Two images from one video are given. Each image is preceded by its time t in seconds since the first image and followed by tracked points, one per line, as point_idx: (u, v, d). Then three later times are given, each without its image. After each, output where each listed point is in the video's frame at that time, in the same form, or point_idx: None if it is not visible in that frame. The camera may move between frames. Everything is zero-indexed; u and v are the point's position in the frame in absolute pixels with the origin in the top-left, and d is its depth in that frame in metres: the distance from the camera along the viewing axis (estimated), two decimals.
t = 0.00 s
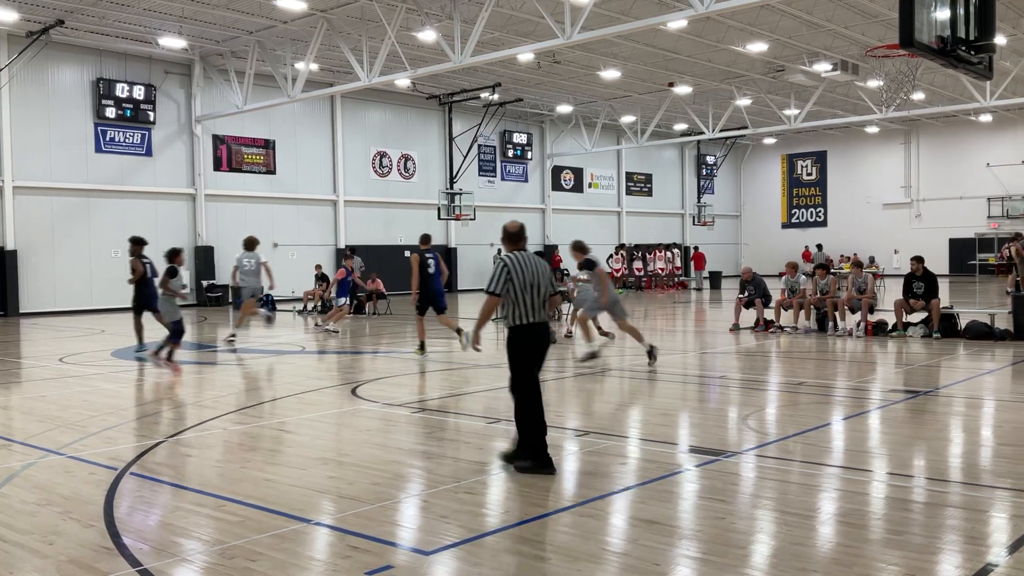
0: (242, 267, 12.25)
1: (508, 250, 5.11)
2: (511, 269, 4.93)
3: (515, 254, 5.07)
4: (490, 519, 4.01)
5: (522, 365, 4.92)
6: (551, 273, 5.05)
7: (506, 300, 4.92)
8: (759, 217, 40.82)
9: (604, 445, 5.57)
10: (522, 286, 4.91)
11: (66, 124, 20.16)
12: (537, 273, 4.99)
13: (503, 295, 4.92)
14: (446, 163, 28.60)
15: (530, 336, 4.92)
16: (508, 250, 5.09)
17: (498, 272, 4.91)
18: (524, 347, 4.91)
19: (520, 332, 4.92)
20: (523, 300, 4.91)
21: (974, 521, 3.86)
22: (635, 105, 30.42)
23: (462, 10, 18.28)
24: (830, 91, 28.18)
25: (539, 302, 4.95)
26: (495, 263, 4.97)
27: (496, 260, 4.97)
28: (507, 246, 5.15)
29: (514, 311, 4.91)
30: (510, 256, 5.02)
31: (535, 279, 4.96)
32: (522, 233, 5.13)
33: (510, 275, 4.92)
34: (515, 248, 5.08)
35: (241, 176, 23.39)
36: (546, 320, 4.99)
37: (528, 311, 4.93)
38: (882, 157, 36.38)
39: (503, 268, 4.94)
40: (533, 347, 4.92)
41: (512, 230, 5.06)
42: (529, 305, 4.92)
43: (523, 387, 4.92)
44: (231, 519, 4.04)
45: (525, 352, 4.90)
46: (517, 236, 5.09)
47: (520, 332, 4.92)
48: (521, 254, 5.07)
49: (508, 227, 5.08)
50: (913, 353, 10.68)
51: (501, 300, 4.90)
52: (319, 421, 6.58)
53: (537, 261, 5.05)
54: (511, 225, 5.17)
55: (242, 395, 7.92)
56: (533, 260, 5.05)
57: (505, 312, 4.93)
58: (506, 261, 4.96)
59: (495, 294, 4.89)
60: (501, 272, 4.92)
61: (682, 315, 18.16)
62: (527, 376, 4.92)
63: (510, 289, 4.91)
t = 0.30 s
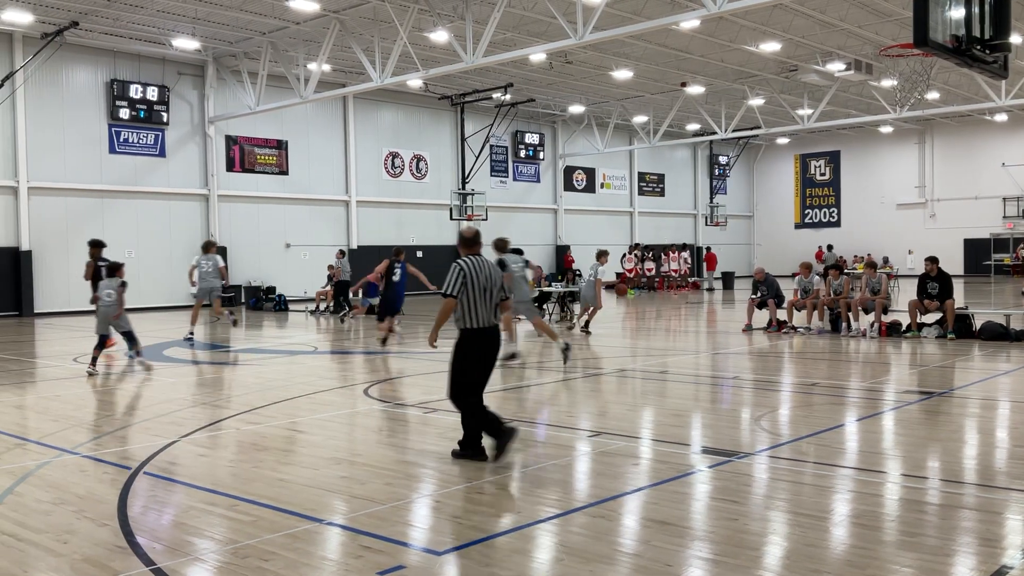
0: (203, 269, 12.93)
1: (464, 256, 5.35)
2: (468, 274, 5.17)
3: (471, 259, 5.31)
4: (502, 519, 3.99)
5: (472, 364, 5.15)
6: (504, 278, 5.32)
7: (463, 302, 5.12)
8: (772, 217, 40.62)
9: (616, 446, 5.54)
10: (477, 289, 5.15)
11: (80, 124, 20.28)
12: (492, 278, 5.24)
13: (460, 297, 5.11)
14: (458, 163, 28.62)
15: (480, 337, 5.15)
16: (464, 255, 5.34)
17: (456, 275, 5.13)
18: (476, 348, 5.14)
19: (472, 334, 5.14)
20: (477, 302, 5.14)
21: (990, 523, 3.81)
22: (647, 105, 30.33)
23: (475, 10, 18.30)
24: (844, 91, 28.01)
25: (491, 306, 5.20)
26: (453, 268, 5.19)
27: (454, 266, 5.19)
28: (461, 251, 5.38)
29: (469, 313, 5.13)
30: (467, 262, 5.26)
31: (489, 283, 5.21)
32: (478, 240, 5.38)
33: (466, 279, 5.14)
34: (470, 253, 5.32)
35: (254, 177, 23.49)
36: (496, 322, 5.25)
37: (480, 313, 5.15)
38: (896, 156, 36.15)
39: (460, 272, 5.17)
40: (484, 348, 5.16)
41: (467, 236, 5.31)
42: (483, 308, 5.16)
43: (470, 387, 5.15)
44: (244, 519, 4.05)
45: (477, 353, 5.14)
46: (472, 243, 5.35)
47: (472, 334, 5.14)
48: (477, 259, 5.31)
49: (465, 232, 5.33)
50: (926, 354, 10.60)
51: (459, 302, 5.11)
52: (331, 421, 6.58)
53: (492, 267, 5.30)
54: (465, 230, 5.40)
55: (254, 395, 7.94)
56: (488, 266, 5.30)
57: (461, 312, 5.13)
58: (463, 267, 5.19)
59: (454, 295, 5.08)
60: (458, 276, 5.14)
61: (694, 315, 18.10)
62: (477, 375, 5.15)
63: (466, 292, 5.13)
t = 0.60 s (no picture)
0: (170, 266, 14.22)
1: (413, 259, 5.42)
2: (421, 278, 5.22)
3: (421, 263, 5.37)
4: (508, 520, 4.00)
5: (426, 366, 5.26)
6: (456, 282, 5.40)
7: (419, 303, 5.19)
8: (777, 218, 40.55)
9: (622, 446, 5.55)
10: (429, 294, 5.22)
11: (87, 125, 20.36)
12: (443, 281, 5.32)
13: (415, 300, 5.17)
14: (464, 164, 28.64)
15: (437, 337, 5.25)
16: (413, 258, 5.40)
17: (409, 279, 5.17)
18: (435, 348, 5.24)
19: (425, 337, 5.24)
20: (428, 306, 5.22)
21: (996, 524, 3.80)
22: (653, 105, 30.29)
23: (480, 10, 18.30)
24: (850, 91, 27.94)
25: (442, 309, 5.30)
26: (406, 271, 5.22)
27: (406, 270, 5.22)
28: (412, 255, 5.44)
29: (426, 314, 5.22)
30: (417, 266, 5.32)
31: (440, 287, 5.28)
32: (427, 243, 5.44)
33: (420, 283, 5.19)
34: (421, 256, 5.39)
35: (260, 177, 23.55)
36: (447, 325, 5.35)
37: (432, 317, 5.25)
38: (903, 157, 36.04)
39: (412, 274, 5.21)
40: (438, 351, 5.25)
41: (418, 241, 5.38)
42: (434, 312, 5.25)
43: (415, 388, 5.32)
44: (250, 519, 4.06)
45: (436, 353, 5.24)
46: (422, 247, 5.41)
47: (424, 337, 5.23)
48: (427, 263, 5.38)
49: (414, 238, 5.40)
50: (932, 354, 10.58)
51: (414, 306, 5.16)
52: (338, 421, 6.60)
53: (443, 270, 5.38)
54: (416, 234, 5.46)
55: (261, 395, 7.96)
56: (439, 269, 5.37)
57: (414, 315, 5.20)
58: (416, 270, 5.23)
59: (411, 296, 5.15)
60: (411, 279, 5.18)
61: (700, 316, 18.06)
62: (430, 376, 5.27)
63: (419, 296, 5.19)
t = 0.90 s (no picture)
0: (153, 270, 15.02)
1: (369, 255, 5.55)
2: (369, 273, 5.37)
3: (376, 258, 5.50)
4: (510, 519, 3.99)
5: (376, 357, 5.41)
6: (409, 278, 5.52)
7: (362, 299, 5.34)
8: (779, 217, 40.50)
9: (624, 446, 5.54)
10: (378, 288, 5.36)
11: (89, 125, 20.39)
12: (395, 277, 5.44)
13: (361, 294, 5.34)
14: (465, 164, 28.63)
15: (379, 332, 5.40)
16: (370, 253, 5.52)
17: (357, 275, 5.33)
18: (376, 344, 5.40)
19: (373, 329, 5.41)
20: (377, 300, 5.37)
21: (998, 524, 3.80)
22: (655, 105, 30.27)
23: (482, 10, 18.31)
24: (852, 90, 27.93)
25: (389, 306, 5.41)
26: (355, 267, 5.38)
27: (355, 265, 5.38)
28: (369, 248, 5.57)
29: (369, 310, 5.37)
30: (370, 261, 5.45)
31: (391, 282, 5.42)
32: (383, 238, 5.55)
33: (367, 279, 5.35)
34: (376, 251, 5.50)
35: (262, 177, 23.56)
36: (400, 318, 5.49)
37: (381, 310, 5.39)
38: (905, 156, 36.00)
39: (359, 271, 5.36)
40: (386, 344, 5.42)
41: (373, 237, 5.49)
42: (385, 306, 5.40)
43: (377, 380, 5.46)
44: (252, 519, 4.06)
45: (377, 348, 5.40)
46: (378, 242, 5.53)
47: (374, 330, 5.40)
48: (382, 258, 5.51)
49: (370, 233, 5.48)
50: (935, 354, 10.57)
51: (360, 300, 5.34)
52: (339, 421, 6.59)
53: (396, 266, 5.50)
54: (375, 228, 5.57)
55: (263, 395, 7.95)
56: (392, 265, 5.50)
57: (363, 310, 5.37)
58: (366, 266, 5.38)
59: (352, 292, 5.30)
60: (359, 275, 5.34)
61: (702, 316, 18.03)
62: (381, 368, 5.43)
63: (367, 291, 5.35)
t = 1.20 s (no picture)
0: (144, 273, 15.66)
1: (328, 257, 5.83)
2: (331, 272, 5.67)
3: (336, 260, 5.80)
4: (511, 519, 3.99)
5: (332, 354, 5.71)
6: (368, 280, 5.86)
7: (324, 297, 5.62)
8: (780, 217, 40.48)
9: (624, 446, 5.54)
10: (339, 287, 5.66)
11: (90, 124, 20.39)
12: (355, 278, 5.76)
13: (323, 292, 5.61)
14: (466, 164, 28.61)
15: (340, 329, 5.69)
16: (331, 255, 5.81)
17: (320, 274, 5.60)
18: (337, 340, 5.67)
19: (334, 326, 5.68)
20: (339, 299, 5.66)
21: (998, 524, 3.79)
22: (655, 105, 30.26)
23: (483, 10, 18.32)
24: (852, 90, 27.95)
25: (349, 303, 5.70)
26: (318, 267, 5.66)
27: (316, 266, 5.66)
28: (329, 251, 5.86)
29: (331, 308, 5.64)
30: (331, 262, 5.75)
31: (351, 282, 5.72)
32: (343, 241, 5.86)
33: (330, 278, 5.63)
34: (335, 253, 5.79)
35: (262, 177, 23.55)
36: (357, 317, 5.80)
37: (342, 308, 5.68)
38: (905, 156, 35.99)
39: (320, 271, 5.64)
40: (345, 341, 5.74)
41: (333, 239, 5.77)
42: (346, 305, 5.68)
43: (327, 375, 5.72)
44: (253, 519, 4.06)
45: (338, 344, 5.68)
46: (338, 245, 5.82)
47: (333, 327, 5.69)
48: (342, 260, 5.82)
49: (332, 236, 5.78)
50: (935, 354, 10.57)
51: (322, 298, 5.61)
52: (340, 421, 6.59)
53: (355, 268, 5.82)
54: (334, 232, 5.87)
55: (263, 395, 7.95)
56: (350, 266, 5.80)
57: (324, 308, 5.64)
58: (327, 266, 5.68)
59: (315, 291, 5.57)
60: (321, 275, 5.61)
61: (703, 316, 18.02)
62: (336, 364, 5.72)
63: (329, 290, 5.62)
